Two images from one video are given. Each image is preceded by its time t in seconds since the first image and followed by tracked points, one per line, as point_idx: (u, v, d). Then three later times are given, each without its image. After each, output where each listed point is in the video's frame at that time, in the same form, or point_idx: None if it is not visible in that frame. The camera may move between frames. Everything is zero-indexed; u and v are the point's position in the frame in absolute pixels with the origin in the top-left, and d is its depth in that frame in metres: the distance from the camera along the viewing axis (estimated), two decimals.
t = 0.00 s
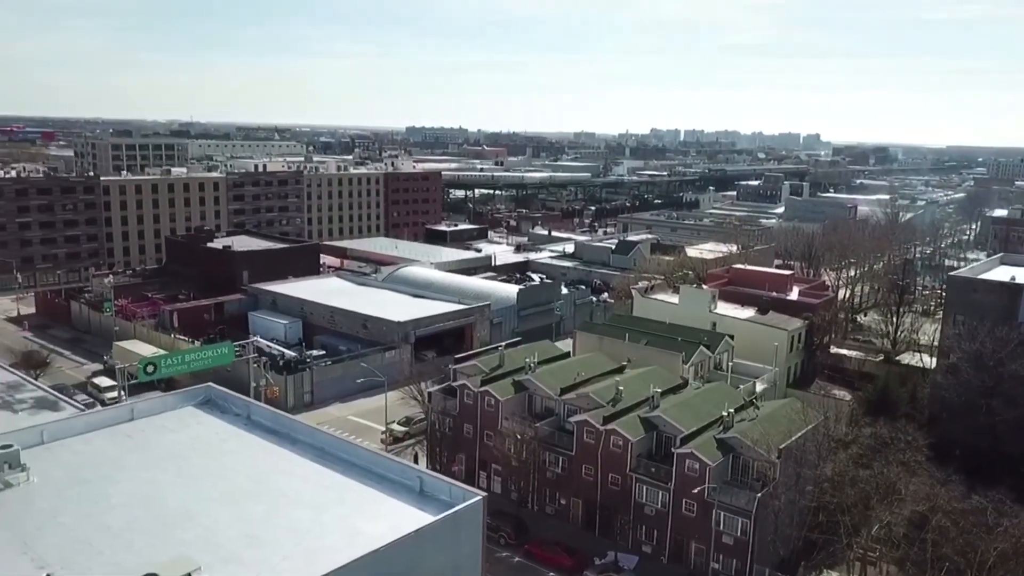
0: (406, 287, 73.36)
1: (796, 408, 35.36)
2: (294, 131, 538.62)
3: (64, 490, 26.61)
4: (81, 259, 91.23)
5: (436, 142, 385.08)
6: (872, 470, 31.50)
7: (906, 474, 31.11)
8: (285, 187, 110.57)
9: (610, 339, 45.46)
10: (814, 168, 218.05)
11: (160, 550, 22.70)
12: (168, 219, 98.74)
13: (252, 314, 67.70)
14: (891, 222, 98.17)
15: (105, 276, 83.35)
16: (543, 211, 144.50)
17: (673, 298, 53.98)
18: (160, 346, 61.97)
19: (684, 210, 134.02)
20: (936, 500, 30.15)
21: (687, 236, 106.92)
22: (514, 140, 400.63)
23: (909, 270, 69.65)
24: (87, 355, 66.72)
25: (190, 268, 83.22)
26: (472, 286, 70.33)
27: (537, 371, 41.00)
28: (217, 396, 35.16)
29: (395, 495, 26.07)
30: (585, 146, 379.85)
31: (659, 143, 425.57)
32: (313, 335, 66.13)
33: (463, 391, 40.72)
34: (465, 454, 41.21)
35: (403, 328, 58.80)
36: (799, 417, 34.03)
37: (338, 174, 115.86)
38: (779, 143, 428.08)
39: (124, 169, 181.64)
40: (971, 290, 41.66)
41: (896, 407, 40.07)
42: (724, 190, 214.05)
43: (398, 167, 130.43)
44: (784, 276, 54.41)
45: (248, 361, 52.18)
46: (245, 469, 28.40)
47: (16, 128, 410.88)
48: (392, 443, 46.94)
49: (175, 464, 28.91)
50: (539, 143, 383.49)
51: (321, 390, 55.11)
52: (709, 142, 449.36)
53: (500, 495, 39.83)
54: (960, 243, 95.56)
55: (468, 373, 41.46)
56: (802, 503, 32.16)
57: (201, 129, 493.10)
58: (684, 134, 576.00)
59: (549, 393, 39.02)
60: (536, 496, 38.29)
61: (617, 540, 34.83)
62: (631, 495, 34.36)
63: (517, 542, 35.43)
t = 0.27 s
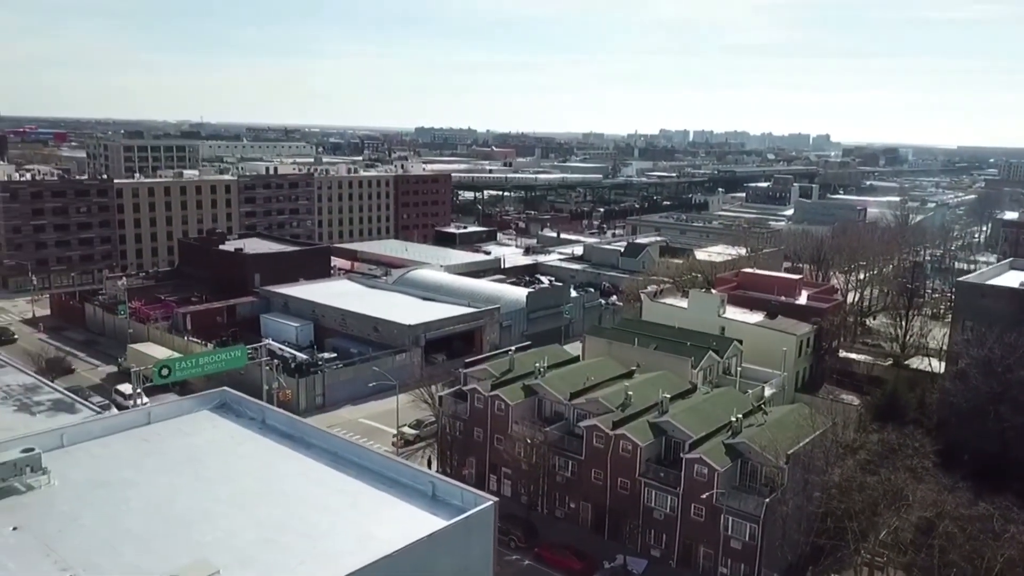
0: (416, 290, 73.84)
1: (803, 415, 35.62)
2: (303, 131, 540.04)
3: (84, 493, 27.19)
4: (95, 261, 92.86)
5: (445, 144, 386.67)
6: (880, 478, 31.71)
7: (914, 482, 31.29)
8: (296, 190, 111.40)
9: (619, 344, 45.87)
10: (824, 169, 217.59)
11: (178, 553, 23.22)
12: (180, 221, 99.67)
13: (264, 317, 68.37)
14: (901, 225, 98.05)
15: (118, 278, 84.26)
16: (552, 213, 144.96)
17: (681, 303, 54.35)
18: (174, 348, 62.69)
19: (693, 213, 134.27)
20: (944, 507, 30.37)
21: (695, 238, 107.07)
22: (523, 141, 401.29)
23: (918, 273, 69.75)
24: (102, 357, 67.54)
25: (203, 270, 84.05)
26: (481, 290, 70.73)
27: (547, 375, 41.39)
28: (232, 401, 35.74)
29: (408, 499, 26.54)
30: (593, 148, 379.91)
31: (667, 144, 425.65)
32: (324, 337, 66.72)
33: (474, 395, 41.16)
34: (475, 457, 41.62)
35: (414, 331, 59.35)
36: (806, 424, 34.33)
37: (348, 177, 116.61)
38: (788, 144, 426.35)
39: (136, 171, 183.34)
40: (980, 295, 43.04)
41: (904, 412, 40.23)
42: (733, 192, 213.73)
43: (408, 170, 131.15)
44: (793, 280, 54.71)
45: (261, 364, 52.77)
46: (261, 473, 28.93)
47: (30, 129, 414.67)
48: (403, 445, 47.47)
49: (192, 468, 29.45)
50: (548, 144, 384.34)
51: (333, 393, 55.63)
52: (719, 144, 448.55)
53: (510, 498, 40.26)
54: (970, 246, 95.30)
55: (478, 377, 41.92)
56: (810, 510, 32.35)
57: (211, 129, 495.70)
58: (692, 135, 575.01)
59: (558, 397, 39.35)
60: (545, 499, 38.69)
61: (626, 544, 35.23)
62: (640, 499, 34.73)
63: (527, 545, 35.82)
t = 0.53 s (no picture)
0: (427, 292, 74.36)
1: (811, 420, 35.91)
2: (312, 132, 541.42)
3: (103, 496, 27.77)
4: (108, 263, 93.89)
5: (453, 145, 387.33)
6: (887, 484, 32.00)
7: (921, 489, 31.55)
8: (307, 192, 112.12)
9: (628, 348, 46.24)
10: (834, 171, 217.05)
11: (197, 556, 23.72)
12: (192, 223, 100.54)
13: (276, 319, 69.00)
14: (910, 228, 97.91)
15: (131, 280, 85.13)
16: (561, 215, 145.33)
17: (690, 307, 54.65)
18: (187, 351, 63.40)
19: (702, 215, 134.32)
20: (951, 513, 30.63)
21: (704, 240, 107.12)
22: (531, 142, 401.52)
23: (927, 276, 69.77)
24: (116, 359, 68.24)
25: (215, 272, 84.77)
26: (491, 293, 71.17)
27: (556, 379, 41.77)
28: (246, 404, 36.27)
29: (420, 504, 27.03)
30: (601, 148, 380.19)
31: (676, 145, 425.45)
32: (335, 340, 67.27)
33: (484, 399, 41.59)
34: (485, 460, 42.01)
35: (424, 334, 59.88)
36: (814, 429, 34.63)
37: (358, 179, 117.28)
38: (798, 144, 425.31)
39: (147, 172, 184.62)
40: (988, 301, 43.30)
41: (912, 418, 40.39)
42: (742, 194, 213.32)
43: (417, 172, 131.73)
44: (801, 285, 54.93)
45: (273, 367, 53.38)
46: (276, 476, 29.47)
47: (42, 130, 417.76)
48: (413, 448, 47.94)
49: (208, 471, 30.03)
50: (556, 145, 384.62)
51: (344, 395, 56.16)
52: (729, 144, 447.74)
53: (519, 501, 40.63)
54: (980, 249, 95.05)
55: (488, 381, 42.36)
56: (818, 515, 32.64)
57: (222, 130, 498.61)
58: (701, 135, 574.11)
59: (568, 401, 39.72)
60: (555, 503, 39.04)
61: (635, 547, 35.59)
62: (648, 503, 35.08)
63: (537, 548, 36.20)
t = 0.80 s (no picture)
0: (436, 295, 74.84)
1: (819, 425, 36.18)
2: (321, 132, 542.30)
3: (122, 499, 28.35)
4: (121, 265, 94.87)
5: (462, 145, 388.11)
6: (894, 490, 32.27)
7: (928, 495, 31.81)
8: (317, 194, 112.83)
9: (637, 352, 46.60)
10: (844, 172, 216.48)
11: (215, 558, 24.25)
12: (204, 225, 101.37)
13: (287, 322, 69.63)
14: (920, 230, 97.70)
15: (144, 282, 85.98)
16: (569, 216, 145.61)
17: (698, 310, 54.93)
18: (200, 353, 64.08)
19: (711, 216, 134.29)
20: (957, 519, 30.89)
21: (713, 242, 107.16)
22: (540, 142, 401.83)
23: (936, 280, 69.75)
24: (129, 361, 68.95)
25: (226, 275, 85.52)
26: (501, 295, 71.58)
27: (565, 384, 42.15)
28: (260, 408, 36.83)
29: (432, 508, 27.50)
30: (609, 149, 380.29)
31: (685, 145, 425.15)
32: (346, 342, 67.82)
33: (494, 403, 42.01)
34: (495, 463, 42.42)
35: (434, 337, 60.40)
36: (822, 434, 34.93)
37: (368, 182, 117.90)
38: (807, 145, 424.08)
39: (158, 174, 186.01)
40: (996, 307, 43.45)
41: (920, 422, 40.57)
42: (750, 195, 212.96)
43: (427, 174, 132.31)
44: (810, 289, 55.11)
45: (285, 369, 53.98)
46: (290, 480, 30.01)
47: (53, 131, 420.81)
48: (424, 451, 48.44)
49: (224, 474, 30.58)
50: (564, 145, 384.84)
51: (355, 398, 56.73)
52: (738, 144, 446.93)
53: (529, 504, 41.03)
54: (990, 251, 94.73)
55: (498, 385, 42.77)
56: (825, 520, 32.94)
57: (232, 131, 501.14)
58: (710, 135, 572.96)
59: (577, 405, 40.10)
60: (564, 506, 39.43)
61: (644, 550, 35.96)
62: (657, 507, 35.45)
63: (546, 551, 36.62)
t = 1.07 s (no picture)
0: (446, 298, 75.31)
1: (827, 431, 36.42)
2: (332, 133, 544.20)
3: (140, 501, 28.92)
4: (134, 267, 95.90)
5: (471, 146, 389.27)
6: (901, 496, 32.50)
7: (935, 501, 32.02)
8: (328, 197, 113.60)
9: (646, 357, 46.93)
10: (854, 173, 215.77)
11: (232, 560, 24.76)
12: (216, 228, 102.27)
13: (298, 324, 70.26)
14: (930, 233, 97.47)
15: (157, 284, 86.82)
16: (578, 218, 145.83)
17: (707, 314, 55.20)
18: (212, 355, 64.75)
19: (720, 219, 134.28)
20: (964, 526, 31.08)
21: (722, 245, 107.25)
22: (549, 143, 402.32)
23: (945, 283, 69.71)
24: (142, 363, 69.67)
25: (238, 277, 86.27)
26: (510, 299, 72.01)
27: (575, 388, 42.50)
28: (274, 412, 37.38)
29: (444, 512, 27.94)
30: (618, 150, 380.21)
31: (694, 147, 424.57)
32: (356, 345, 68.35)
33: (504, 407, 42.41)
34: (505, 467, 42.81)
35: (444, 340, 60.90)
36: (829, 440, 35.20)
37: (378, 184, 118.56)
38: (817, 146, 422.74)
39: (170, 175, 187.52)
40: (1005, 312, 43.57)
41: (928, 428, 40.68)
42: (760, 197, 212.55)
43: (436, 177, 132.88)
44: (818, 293, 55.29)
45: (297, 372, 54.57)
46: (304, 483, 30.52)
47: (68, 134, 424.52)
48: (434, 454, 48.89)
49: (239, 477, 31.12)
50: (574, 146, 385.22)
51: (366, 401, 57.27)
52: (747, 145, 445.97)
53: (539, 507, 41.40)
54: (1000, 254, 94.47)
55: (508, 388, 43.17)
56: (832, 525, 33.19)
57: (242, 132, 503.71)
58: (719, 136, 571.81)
59: (586, 410, 40.44)
60: (573, 509, 39.78)
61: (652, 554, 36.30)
62: (665, 511, 35.79)
63: (556, 554, 36.99)
